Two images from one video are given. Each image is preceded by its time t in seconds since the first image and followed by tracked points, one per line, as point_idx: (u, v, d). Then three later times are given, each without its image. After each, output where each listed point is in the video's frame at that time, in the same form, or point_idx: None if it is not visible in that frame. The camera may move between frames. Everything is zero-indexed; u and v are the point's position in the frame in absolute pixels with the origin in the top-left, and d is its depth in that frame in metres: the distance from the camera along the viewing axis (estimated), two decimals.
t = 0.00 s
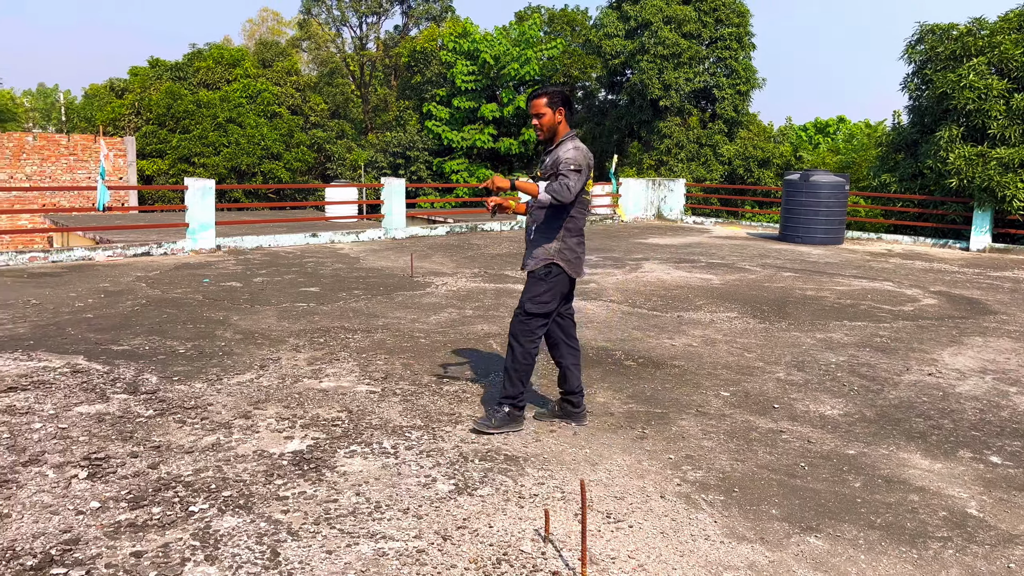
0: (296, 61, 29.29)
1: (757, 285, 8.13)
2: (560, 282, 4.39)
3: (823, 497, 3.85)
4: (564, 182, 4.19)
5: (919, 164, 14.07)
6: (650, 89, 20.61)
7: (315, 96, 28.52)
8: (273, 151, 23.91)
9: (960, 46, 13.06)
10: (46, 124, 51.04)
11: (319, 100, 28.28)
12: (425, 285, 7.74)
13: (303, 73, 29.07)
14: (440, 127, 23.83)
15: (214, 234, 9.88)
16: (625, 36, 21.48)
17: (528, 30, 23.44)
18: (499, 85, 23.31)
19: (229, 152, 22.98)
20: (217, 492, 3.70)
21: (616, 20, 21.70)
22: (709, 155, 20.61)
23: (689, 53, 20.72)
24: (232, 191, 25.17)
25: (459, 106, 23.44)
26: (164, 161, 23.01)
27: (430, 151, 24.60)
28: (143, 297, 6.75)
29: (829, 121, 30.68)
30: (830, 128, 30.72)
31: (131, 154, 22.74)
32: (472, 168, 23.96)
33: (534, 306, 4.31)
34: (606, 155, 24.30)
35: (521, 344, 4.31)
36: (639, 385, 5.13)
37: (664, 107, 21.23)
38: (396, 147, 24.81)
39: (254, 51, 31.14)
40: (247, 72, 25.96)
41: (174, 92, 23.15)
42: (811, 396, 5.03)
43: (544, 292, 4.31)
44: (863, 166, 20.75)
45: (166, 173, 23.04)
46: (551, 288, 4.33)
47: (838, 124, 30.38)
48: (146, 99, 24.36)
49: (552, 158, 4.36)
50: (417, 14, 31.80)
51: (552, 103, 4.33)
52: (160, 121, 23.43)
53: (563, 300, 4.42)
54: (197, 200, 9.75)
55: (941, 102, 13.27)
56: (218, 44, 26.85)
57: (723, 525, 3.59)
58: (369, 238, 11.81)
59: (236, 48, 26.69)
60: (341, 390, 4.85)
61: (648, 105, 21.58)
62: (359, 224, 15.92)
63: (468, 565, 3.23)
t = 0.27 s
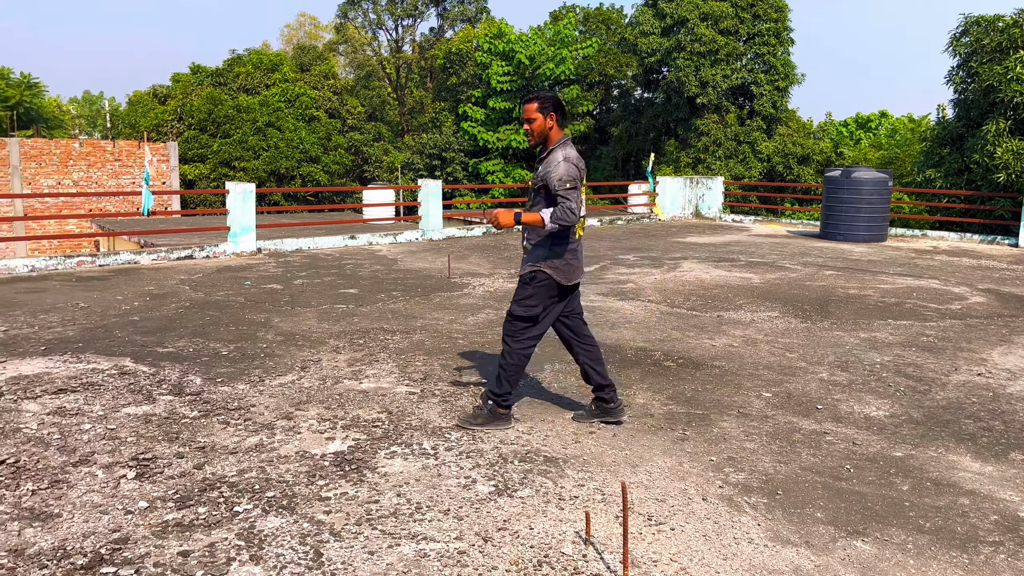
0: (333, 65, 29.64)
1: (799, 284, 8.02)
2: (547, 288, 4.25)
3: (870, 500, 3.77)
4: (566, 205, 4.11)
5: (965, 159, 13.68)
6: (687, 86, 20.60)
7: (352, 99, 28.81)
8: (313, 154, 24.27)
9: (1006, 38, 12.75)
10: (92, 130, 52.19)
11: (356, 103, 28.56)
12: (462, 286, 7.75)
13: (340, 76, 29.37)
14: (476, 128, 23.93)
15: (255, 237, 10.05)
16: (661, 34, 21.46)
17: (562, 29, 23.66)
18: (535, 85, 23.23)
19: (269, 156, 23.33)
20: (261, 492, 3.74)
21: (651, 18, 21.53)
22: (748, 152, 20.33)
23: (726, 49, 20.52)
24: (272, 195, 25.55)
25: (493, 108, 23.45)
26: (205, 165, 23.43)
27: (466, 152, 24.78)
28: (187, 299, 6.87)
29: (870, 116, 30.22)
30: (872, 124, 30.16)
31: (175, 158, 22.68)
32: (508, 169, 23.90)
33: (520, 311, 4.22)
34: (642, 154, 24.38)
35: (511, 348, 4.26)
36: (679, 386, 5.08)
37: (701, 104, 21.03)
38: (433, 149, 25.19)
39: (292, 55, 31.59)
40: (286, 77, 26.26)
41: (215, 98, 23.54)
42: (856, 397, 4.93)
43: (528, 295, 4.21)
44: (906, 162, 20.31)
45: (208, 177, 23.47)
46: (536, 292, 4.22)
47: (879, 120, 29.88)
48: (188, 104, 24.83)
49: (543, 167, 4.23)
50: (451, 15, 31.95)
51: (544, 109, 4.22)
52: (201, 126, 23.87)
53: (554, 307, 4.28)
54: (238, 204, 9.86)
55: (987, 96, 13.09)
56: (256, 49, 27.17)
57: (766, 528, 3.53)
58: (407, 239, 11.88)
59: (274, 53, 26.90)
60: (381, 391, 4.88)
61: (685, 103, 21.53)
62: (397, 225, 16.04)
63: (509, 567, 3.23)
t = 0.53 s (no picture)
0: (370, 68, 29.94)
1: (841, 285, 7.88)
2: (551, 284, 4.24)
3: (917, 506, 3.68)
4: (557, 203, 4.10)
5: (1014, 157, 13.41)
6: (725, 85, 20.27)
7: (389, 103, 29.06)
8: (350, 157, 24.55)
9: None
10: (136, 134, 53.04)
11: (393, 106, 28.77)
12: (499, 288, 7.76)
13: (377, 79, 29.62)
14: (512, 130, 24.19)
15: (295, 239, 10.15)
16: (698, 33, 21.30)
17: (598, 30, 23.69)
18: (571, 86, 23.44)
19: (308, 159, 23.64)
20: (302, 492, 3.78)
21: (689, 17, 21.41)
22: (788, 152, 20.02)
23: (765, 48, 20.27)
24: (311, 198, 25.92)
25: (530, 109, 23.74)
26: (246, 169, 23.85)
27: (501, 154, 25.16)
28: (229, 301, 6.97)
29: (913, 115, 29.65)
30: (916, 122, 29.52)
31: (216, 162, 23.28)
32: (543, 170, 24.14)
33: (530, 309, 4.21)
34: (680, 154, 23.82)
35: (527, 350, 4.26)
36: (719, 389, 5.02)
37: (739, 103, 20.73)
38: (469, 150, 25.74)
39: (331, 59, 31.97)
40: (325, 81, 26.52)
41: (255, 102, 23.91)
42: (901, 400, 4.83)
43: (534, 293, 4.19)
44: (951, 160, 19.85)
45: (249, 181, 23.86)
46: (543, 290, 4.21)
47: (923, 118, 29.31)
48: (229, 109, 25.28)
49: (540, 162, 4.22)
50: (488, 18, 32.08)
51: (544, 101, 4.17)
52: (242, 130, 24.28)
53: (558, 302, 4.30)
54: (278, 206, 9.96)
55: None
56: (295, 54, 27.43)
57: (810, 533, 3.47)
58: (444, 241, 11.91)
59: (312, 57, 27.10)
60: (419, 392, 4.90)
61: (723, 102, 21.13)
62: (434, 227, 16.13)
63: (549, 569, 3.21)
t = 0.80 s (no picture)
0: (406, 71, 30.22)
1: (882, 289, 7.74)
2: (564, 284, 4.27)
3: (961, 515, 3.60)
4: (551, 188, 4.04)
5: None
6: (762, 87, 20.08)
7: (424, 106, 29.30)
8: (386, 159, 24.67)
9: None
10: (177, 137, 53.98)
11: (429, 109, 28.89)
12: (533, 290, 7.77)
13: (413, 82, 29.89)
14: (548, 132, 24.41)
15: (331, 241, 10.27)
16: (735, 33, 21.07)
17: (635, 31, 23.50)
18: (606, 88, 23.72)
19: (344, 162, 23.89)
20: (339, 491, 3.81)
21: (726, 18, 21.23)
22: (827, 154, 19.86)
23: (805, 48, 19.91)
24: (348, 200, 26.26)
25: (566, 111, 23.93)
26: (284, 171, 24.22)
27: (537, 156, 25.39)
28: (267, 301, 7.07)
29: (957, 115, 29.00)
30: (960, 123, 28.89)
31: (253, 165, 23.85)
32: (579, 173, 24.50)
33: (554, 312, 4.22)
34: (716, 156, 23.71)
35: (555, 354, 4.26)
36: (756, 394, 4.96)
37: (777, 105, 20.47)
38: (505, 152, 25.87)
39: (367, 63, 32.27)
40: (361, 83, 26.56)
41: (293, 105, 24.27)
42: (944, 407, 4.73)
43: (553, 295, 4.22)
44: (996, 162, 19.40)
45: (286, 183, 24.21)
46: (560, 291, 4.25)
47: (967, 118, 28.67)
48: (267, 112, 25.69)
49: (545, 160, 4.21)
50: (523, 20, 32.15)
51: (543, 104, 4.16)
52: (280, 133, 24.67)
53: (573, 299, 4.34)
54: (315, 208, 10.07)
55: None
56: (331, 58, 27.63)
57: (850, 542, 3.41)
58: (478, 243, 11.95)
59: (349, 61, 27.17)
60: (454, 394, 4.91)
61: (760, 103, 20.93)
62: (468, 229, 16.19)
63: (584, 572, 3.19)
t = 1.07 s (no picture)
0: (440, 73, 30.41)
1: (920, 295, 7.60)
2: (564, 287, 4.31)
3: (1000, 526, 3.52)
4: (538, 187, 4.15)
5: None
6: (799, 90, 19.87)
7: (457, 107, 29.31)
8: (419, 161, 24.76)
9: None
10: (215, 137, 54.89)
11: (462, 111, 29.01)
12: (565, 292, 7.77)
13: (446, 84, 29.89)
14: (580, 134, 24.34)
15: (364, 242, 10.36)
16: (772, 35, 20.89)
17: (669, 33, 23.32)
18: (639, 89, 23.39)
19: (378, 163, 24.04)
20: (370, 489, 3.83)
21: (763, 19, 21.11)
22: (864, 157, 19.50)
23: (842, 50, 19.61)
24: (380, 201, 26.47)
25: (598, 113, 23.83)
26: (318, 172, 24.49)
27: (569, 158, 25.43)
28: (301, 301, 7.15)
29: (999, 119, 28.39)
30: (1002, 126, 28.27)
31: (289, 166, 23.83)
32: (610, 176, 24.37)
33: (563, 315, 4.27)
34: (750, 159, 23.47)
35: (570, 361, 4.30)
36: (789, 399, 4.90)
37: (813, 107, 20.31)
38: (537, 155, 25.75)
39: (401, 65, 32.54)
40: (395, 86, 26.80)
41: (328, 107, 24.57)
42: (984, 416, 4.63)
43: (559, 299, 4.28)
44: None
45: (320, 184, 24.49)
46: (564, 294, 4.31)
47: (1010, 122, 28.03)
48: (303, 114, 26.04)
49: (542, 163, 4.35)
50: (557, 22, 32.15)
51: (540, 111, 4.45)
52: (315, 134, 24.98)
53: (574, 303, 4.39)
54: (349, 208, 10.12)
55: None
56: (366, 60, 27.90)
57: (885, 551, 3.34)
58: (510, 245, 11.97)
59: (383, 63, 27.45)
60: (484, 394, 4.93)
61: (796, 106, 20.71)
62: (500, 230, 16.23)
63: None
